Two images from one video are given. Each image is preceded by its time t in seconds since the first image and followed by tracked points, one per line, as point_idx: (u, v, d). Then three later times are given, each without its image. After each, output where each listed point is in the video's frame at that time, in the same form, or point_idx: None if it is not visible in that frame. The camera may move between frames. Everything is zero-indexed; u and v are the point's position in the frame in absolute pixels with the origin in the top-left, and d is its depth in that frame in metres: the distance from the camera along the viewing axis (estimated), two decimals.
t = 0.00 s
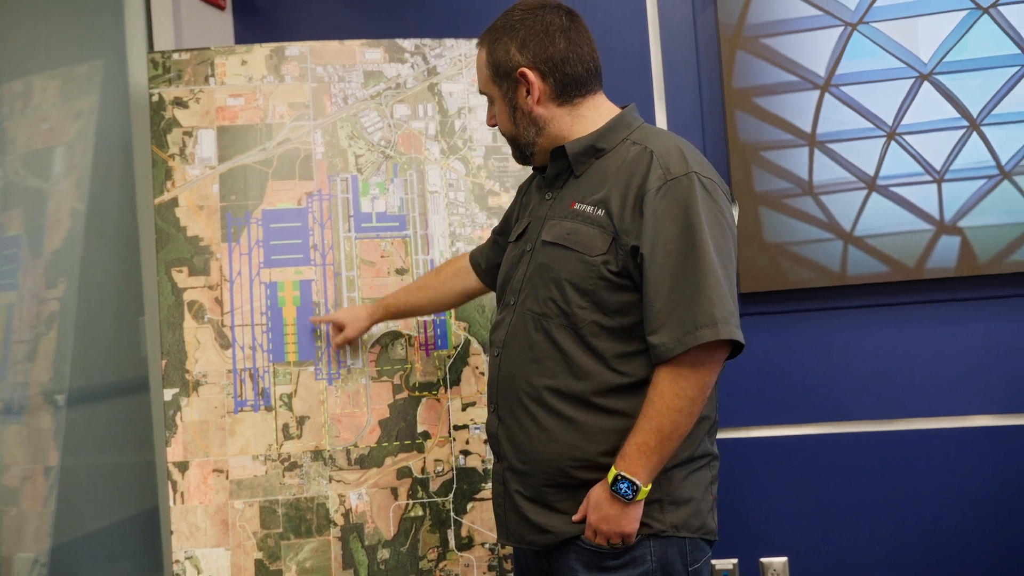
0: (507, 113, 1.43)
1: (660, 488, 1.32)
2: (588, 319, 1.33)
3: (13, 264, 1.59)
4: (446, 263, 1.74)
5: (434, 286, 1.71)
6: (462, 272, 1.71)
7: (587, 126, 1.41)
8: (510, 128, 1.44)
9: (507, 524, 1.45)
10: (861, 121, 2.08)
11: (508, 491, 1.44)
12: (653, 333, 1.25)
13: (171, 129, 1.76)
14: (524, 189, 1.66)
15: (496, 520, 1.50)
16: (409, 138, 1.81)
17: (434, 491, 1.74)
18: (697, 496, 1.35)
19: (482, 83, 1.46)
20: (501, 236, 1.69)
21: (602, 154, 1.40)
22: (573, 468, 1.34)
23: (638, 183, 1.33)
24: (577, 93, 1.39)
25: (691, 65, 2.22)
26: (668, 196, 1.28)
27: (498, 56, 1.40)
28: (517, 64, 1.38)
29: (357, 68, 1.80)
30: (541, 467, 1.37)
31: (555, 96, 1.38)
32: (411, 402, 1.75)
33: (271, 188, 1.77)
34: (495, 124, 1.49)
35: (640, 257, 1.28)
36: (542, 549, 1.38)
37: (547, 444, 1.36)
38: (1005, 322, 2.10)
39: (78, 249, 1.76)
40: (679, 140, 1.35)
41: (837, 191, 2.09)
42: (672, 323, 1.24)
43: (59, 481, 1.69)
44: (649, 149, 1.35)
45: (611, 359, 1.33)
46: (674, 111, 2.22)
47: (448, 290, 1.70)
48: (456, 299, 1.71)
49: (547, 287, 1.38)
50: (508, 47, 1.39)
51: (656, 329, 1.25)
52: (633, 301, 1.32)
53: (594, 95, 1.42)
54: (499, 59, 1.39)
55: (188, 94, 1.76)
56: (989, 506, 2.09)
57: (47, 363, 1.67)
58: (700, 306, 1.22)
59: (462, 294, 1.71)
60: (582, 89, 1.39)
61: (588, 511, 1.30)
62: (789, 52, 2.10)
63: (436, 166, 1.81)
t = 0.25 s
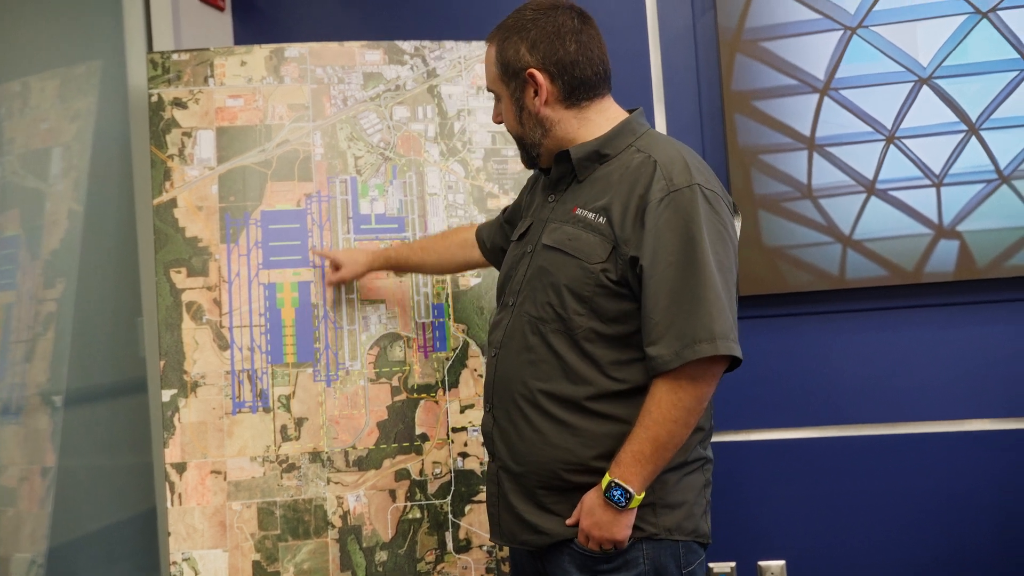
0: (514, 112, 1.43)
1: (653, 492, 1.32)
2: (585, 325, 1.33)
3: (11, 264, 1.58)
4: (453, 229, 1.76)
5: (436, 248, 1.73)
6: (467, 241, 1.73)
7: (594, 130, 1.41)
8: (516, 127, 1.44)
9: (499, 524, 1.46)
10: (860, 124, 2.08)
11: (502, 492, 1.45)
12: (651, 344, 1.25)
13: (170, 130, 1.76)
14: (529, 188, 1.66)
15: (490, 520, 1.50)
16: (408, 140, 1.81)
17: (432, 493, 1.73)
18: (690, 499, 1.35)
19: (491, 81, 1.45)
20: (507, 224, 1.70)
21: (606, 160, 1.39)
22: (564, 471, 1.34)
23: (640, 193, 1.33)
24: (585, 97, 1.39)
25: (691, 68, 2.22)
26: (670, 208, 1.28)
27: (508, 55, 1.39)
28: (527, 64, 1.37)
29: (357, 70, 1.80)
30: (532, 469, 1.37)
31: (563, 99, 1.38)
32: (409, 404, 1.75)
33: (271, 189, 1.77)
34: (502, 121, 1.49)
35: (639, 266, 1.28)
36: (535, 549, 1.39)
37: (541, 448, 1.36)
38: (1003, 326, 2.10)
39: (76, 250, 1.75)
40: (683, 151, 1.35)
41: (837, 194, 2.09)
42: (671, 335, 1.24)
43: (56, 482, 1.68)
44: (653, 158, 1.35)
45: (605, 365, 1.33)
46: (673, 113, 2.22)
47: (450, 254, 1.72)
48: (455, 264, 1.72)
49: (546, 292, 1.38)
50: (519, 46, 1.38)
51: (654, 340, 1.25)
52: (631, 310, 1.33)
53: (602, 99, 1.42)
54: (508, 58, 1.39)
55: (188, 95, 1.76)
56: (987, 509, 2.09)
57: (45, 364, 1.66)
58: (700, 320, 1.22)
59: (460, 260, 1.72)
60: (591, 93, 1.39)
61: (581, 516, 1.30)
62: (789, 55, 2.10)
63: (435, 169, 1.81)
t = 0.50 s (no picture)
0: (519, 114, 1.43)
1: (648, 495, 1.32)
2: (584, 330, 1.33)
3: (12, 267, 1.58)
4: (448, 198, 1.75)
5: (427, 214, 1.73)
6: (459, 212, 1.72)
7: (598, 135, 1.42)
8: (520, 128, 1.45)
9: (495, 525, 1.46)
10: (861, 128, 2.09)
11: (498, 493, 1.45)
12: (651, 353, 1.26)
13: (172, 133, 1.76)
14: (530, 187, 1.66)
15: (487, 520, 1.50)
16: (410, 143, 1.81)
17: (433, 496, 1.73)
18: (686, 502, 1.35)
19: (497, 80, 1.45)
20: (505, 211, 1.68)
21: (609, 166, 1.40)
22: (560, 474, 1.34)
23: (642, 201, 1.33)
24: (591, 102, 1.39)
25: (692, 72, 2.22)
26: (673, 217, 1.28)
27: (516, 57, 1.39)
28: (534, 67, 1.37)
29: (359, 73, 1.80)
30: (528, 472, 1.37)
31: (569, 103, 1.39)
32: (410, 407, 1.75)
33: (272, 192, 1.77)
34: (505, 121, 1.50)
35: (639, 274, 1.28)
36: (530, 551, 1.39)
37: (538, 451, 1.36)
38: (1004, 330, 2.10)
39: (78, 253, 1.75)
40: (687, 160, 1.35)
41: (838, 199, 2.09)
42: (671, 344, 1.24)
43: (57, 485, 1.68)
44: (657, 167, 1.35)
45: (604, 371, 1.33)
46: (675, 117, 2.23)
47: (439, 220, 1.72)
48: (442, 231, 1.71)
49: (546, 296, 1.38)
50: (527, 49, 1.38)
51: (654, 349, 1.25)
52: (630, 317, 1.33)
53: (608, 105, 1.42)
54: (516, 59, 1.39)
55: (190, 98, 1.76)
56: (988, 513, 2.09)
57: (46, 366, 1.66)
58: (700, 331, 1.22)
59: (447, 228, 1.71)
60: (597, 98, 1.39)
61: (577, 520, 1.30)
62: (790, 59, 2.10)
63: (437, 172, 1.82)
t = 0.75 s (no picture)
0: (524, 114, 1.43)
1: (643, 496, 1.32)
2: (583, 333, 1.33)
3: (15, 268, 1.58)
4: (449, 194, 1.75)
5: (428, 211, 1.73)
6: (461, 209, 1.72)
7: (601, 139, 1.43)
8: (524, 128, 1.44)
9: (491, 525, 1.46)
10: (863, 131, 2.09)
11: (494, 493, 1.45)
12: (650, 357, 1.26)
13: (175, 134, 1.76)
14: (531, 187, 1.66)
15: (483, 519, 1.51)
16: (413, 145, 1.82)
17: (437, 498, 1.74)
18: (681, 503, 1.35)
19: (502, 81, 1.45)
20: (508, 211, 1.69)
21: (611, 170, 1.40)
22: (556, 474, 1.34)
23: (644, 206, 1.33)
24: (596, 106, 1.40)
25: (695, 74, 2.22)
26: (674, 223, 1.28)
27: (523, 58, 1.39)
28: (541, 69, 1.37)
29: (362, 75, 1.80)
30: (524, 472, 1.37)
31: (574, 106, 1.39)
32: (413, 409, 1.75)
33: (276, 193, 1.77)
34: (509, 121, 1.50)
35: (640, 279, 1.28)
36: (524, 551, 1.39)
37: (535, 452, 1.36)
38: (1007, 333, 2.10)
39: (82, 254, 1.75)
40: (689, 166, 1.35)
41: (840, 201, 2.10)
42: (671, 348, 1.24)
43: (60, 486, 1.68)
44: (660, 172, 1.35)
45: (602, 373, 1.33)
46: (677, 119, 2.23)
47: (441, 216, 1.72)
48: (446, 228, 1.72)
49: (545, 297, 1.38)
50: (534, 50, 1.38)
51: (654, 353, 1.25)
52: (629, 320, 1.33)
53: (612, 108, 1.43)
54: (523, 60, 1.39)
55: (193, 100, 1.76)
56: (990, 516, 2.09)
57: (49, 367, 1.66)
58: (701, 336, 1.22)
59: (450, 225, 1.72)
60: (602, 102, 1.40)
61: (572, 521, 1.30)
62: (793, 62, 2.11)
63: (440, 174, 1.82)
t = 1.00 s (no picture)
0: (524, 120, 1.43)
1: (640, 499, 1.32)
2: (581, 339, 1.34)
3: (16, 274, 1.58)
4: (440, 196, 1.75)
5: (421, 213, 1.72)
6: (454, 211, 1.72)
7: (600, 147, 1.43)
8: (524, 134, 1.45)
9: (486, 529, 1.46)
10: (864, 136, 2.09)
11: (491, 497, 1.45)
12: (649, 364, 1.26)
13: (177, 140, 1.76)
14: (525, 192, 1.66)
15: (478, 523, 1.51)
16: (415, 151, 1.82)
17: (438, 503, 1.74)
18: (676, 507, 1.36)
19: (503, 86, 1.45)
20: (502, 216, 1.69)
21: (610, 179, 1.40)
22: (553, 479, 1.34)
23: (643, 214, 1.33)
24: (596, 114, 1.41)
25: (695, 79, 2.23)
26: (673, 231, 1.28)
27: (525, 64, 1.39)
28: (543, 76, 1.38)
29: (363, 81, 1.81)
30: (521, 477, 1.37)
31: (575, 113, 1.39)
32: (415, 414, 1.75)
33: (277, 199, 1.77)
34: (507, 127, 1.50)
35: (638, 287, 1.28)
36: (520, 555, 1.39)
37: (532, 457, 1.36)
38: (1006, 338, 2.10)
39: (84, 260, 1.75)
40: (688, 176, 1.36)
41: (840, 207, 2.10)
42: (670, 356, 1.25)
43: (62, 492, 1.68)
44: (658, 181, 1.35)
45: (600, 379, 1.33)
46: (677, 124, 2.23)
47: (434, 219, 1.72)
48: (439, 230, 1.72)
49: (544, 304, 1.38)
50: (536, 57, 1.38)
51: (653, 360, 1.26)
52: (627, 327, 1.33)
53: (612, 117, 1.43)
54: (525, 67, 1.39)
55: (195, 106, 1.77)
56: (991, 519, 2.09)
57: (51, 373, 1.66)
58: (699, 344, 1.23)
59: (444, 227, 1.72)
60: (602, 110, 1.41)
61: (569, 526, 1.30)
62: (793, 68, 2.11)
63: (441, 179, 1.82)
